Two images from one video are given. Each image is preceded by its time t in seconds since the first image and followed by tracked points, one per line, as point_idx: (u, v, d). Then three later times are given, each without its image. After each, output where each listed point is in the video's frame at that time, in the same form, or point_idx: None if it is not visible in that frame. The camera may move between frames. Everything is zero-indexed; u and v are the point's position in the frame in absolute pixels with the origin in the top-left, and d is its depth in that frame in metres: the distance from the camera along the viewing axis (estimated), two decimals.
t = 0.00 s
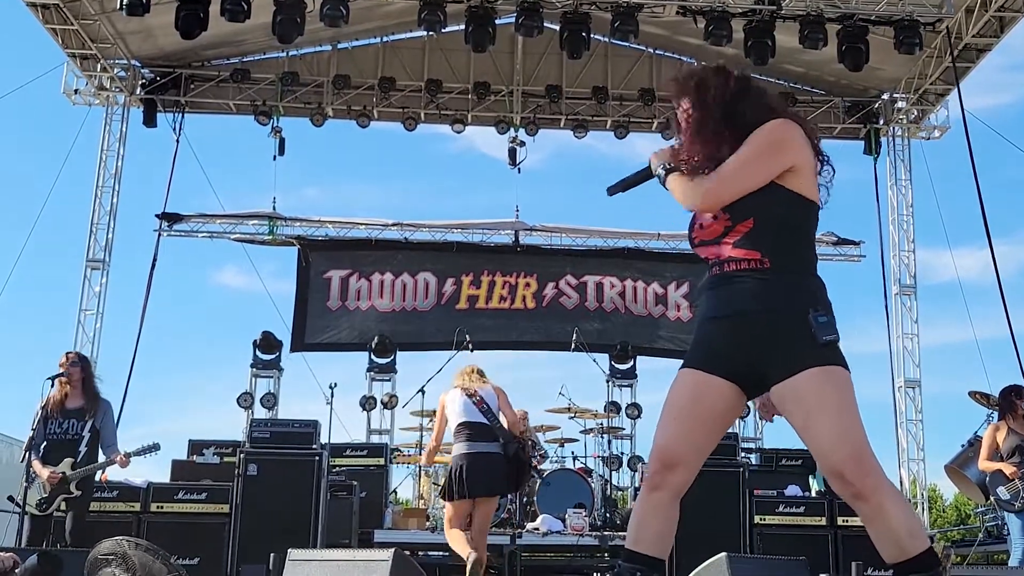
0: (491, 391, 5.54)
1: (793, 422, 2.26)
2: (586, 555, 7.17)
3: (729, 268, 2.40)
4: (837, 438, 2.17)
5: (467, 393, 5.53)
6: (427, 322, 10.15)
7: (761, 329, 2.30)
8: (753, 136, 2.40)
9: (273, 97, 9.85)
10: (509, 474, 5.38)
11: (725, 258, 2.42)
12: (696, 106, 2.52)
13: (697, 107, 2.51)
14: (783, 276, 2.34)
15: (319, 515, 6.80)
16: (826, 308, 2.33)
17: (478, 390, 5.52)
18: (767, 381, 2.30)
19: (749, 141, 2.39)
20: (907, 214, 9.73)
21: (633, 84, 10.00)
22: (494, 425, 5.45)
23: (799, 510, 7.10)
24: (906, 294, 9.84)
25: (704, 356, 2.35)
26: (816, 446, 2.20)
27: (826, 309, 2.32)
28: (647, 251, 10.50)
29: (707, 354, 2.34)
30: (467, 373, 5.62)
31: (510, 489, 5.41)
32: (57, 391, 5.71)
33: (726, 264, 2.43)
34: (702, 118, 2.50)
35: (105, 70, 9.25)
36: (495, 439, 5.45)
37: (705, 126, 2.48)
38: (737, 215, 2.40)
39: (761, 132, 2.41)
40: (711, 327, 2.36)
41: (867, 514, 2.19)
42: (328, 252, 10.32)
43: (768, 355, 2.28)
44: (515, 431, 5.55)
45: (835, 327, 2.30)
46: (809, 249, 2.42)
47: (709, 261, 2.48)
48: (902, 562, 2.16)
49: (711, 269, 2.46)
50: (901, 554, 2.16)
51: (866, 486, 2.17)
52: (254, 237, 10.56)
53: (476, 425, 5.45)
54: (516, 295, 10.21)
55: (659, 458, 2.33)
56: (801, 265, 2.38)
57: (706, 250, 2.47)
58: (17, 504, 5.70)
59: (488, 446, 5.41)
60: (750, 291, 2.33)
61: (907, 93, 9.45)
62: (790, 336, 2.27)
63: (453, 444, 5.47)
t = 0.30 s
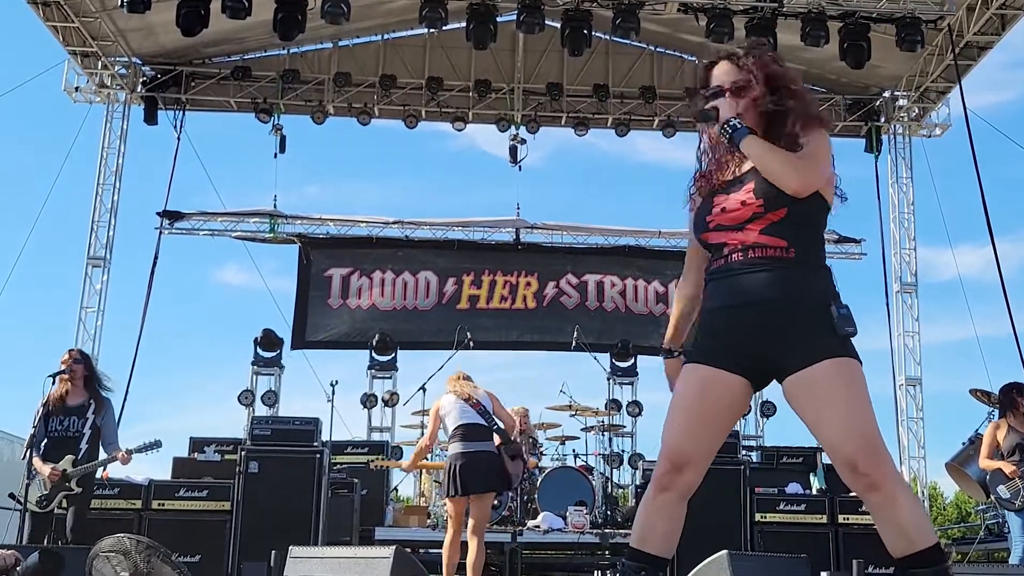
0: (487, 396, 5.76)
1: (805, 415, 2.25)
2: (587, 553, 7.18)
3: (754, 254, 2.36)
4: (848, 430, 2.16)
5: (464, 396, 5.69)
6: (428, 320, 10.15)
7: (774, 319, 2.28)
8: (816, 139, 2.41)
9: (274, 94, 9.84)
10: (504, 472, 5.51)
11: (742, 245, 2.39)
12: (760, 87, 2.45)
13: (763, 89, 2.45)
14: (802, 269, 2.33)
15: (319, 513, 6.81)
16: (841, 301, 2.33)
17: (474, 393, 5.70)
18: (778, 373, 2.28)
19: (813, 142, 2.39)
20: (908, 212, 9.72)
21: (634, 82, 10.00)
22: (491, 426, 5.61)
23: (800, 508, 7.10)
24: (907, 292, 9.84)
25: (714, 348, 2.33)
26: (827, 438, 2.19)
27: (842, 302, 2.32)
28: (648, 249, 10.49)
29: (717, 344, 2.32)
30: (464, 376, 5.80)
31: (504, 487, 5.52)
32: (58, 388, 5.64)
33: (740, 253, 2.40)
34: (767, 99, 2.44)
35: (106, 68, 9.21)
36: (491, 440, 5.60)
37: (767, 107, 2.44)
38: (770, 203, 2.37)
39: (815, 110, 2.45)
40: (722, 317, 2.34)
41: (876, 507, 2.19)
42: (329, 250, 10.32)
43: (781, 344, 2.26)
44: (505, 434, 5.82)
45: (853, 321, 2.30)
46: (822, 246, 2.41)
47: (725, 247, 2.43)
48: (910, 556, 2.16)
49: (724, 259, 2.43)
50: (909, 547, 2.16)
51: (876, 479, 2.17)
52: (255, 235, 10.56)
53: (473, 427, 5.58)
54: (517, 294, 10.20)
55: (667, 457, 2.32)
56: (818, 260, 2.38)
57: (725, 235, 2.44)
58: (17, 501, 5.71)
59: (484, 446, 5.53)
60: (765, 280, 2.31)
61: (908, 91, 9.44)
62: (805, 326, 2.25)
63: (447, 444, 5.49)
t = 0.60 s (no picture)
0: (480, 397, 5.77)
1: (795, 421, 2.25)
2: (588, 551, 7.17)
3: (757, 268, 2.35)
4: (837, 435, 2.16)
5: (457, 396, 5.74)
6: (429, 318, 10.14)
7: (765, 327, 2.28)
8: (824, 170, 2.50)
9: (275, 92, 9.83)
10: (493, 474, 5.55)
11: (744, 258, 2.37)
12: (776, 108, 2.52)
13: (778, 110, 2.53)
14: (794, 279, 2.35)
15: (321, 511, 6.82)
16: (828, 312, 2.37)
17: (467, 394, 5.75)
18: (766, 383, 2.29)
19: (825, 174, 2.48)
20: (910, 210, 9.71)
21: (636, 80, 9.99)
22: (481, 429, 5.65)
23: (801, 506, 7.10)
24: (908, 290, 9.83)
25: (705, 356, 2.31)
26: (817, 444, 2.19)
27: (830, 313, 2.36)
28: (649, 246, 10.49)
29: (707, 352, 2.31)
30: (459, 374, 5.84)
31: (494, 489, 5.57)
32: (58, 386, 5.65)
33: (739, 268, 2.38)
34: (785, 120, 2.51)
35: (108, 65, 9.23)
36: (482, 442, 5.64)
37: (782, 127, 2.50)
38: (782, 225, 2.37)
39: (822, 147, 2.57)
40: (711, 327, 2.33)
41: (866, 511, 2.19)
42: (330, 247, 10.32)
43: (775, 349, 2.27)
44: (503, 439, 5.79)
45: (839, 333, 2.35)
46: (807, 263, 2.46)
47: (724, 261, 2.40)
48: (901, 557, 2.16)
49: (723, 272, 2.40)
50: (900, 550, 2.16)
51: (864, 482, 2.17)
52: (256, 233, 10.56)
53: (465, 430, 5.64)
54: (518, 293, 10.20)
55: (658, 466, 2.29)
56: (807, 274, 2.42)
57: (728, 252, 2.39)
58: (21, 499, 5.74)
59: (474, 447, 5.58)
60: (757, 290, 2.32)
61: (910, 89, 9.44)
62: (797, 335, 2.27)
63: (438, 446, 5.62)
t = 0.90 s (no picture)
0: (475, 403, 5.72)
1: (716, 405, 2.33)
2: (591, 545, 7.18)
3: (704, 258, 2.44)
4: (767, 416, 2.26)
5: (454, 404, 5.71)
6: (431, 312, 10.15)
7: (708, 315, 2.36)
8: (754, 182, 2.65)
9: (276, 87, 9.81)
10: (488, 480, 5.57)
11: (693, 248, 2.45)
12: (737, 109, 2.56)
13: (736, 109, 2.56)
14: (728, 278, 2.47)
15: (323, 506, 6.83)
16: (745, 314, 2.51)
17: (463, 400, 5.71)
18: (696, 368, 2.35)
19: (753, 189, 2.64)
20: (911, 205, 9.70)
21: (638, 75, 9.97)
22: (476, 437, 5.66)
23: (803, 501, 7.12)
24: (910, 285, 9.82)
25: (652, 335, 2.35)
26: (744, 424, 2.27)
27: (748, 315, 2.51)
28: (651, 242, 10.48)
29: (655, 332, 2.35)
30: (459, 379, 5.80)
31: (489, 493, 5.61)
32: (59, 381, 5.64)
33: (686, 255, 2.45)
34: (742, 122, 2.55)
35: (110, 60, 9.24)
36: (477, 449, 5.64)
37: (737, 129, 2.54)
38: (729, 225, 2.50)
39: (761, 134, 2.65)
40: (655, 309, 2.38)
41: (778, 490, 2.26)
42: (332, 242, 10.33)
43: (718, 334, 2.35)
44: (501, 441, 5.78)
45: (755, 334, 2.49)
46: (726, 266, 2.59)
47: (672, 245, 2.45)
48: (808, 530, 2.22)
49: (672, 256, 2.44)
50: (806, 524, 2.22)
51: (788, 460, 2.26)
52: (258, 228, 10.55)
53: (460, 437, 5.66)
54: (520, 289, 10.19)
55: (638, 439, 2.28)
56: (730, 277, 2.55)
57: (683, 237, 2.45)
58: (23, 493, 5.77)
59: (468, 454, 5.61)
60: (700, 278, 2.40)
61: (912, 84, 9.42)
62: (734, 328, 2.37)
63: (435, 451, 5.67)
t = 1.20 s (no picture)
0: (485, 401, 5.74)
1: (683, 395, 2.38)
2: (592, 538, 7.19)
3: (695, 256, 2.47)
4: (736, 425, 2.32)
5: (461, 402, 5.74)
6: (432, 305, 10.14)
7: (696, 315, 2.40)
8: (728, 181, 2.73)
9: (277, 80, 9.80)
10: (498, 476, 5.58)
11: (686, 244, 2.48)
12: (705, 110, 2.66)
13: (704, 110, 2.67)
14: (714, 279, 2.52)
15: (325, 500, 6.83)
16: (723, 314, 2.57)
17: (471, 399, 5.73)
18: (685, 356, 2.38)
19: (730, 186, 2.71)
20: (914, 198, 9.68)
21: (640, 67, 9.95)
22: (484, 433, 5.69)
23: (804, 494, 7.10)
24: (912, 278, 9.81)
25: (650, 326, 2.36)
26: (716, 427, 2.32)
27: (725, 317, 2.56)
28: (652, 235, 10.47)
29: (653, 324, 2.36)
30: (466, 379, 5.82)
31: (499, 489, 5.60)
32: (58, 374, 5.64)
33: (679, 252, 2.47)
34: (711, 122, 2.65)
35: (111, 52, 9.23)
36: (484, 445, 5.67)
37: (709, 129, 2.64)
38: (715, 222, 2.55)
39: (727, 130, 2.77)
40: (651, 303, 2.39)
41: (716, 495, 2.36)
42: (334, 235, 10.32)
43: (705, 335, 2.39)
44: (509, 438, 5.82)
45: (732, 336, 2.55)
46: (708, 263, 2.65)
47: (666, 242, 2.47)
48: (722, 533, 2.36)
49: (667, 253, 2.46)
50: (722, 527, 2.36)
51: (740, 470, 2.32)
52: (259, 221, 10.55)
53: (470, 434, 5.68)
54: (521, 282, 10.19)
55: (636, 428, 2.28)
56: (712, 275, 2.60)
57: (676, 233, 2.48)
58: (25, 486, 5.78)
59: (477, 451, 5.63)
60: (691, 278, 2.44)
61: (914, 76, 9.40)
62: (718, 327, 2.43)
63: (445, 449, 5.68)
